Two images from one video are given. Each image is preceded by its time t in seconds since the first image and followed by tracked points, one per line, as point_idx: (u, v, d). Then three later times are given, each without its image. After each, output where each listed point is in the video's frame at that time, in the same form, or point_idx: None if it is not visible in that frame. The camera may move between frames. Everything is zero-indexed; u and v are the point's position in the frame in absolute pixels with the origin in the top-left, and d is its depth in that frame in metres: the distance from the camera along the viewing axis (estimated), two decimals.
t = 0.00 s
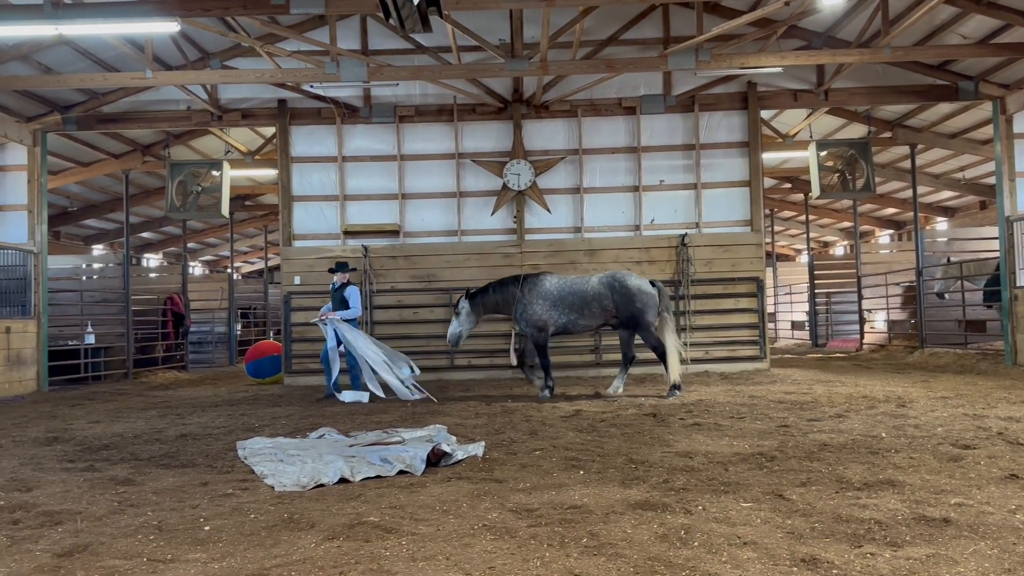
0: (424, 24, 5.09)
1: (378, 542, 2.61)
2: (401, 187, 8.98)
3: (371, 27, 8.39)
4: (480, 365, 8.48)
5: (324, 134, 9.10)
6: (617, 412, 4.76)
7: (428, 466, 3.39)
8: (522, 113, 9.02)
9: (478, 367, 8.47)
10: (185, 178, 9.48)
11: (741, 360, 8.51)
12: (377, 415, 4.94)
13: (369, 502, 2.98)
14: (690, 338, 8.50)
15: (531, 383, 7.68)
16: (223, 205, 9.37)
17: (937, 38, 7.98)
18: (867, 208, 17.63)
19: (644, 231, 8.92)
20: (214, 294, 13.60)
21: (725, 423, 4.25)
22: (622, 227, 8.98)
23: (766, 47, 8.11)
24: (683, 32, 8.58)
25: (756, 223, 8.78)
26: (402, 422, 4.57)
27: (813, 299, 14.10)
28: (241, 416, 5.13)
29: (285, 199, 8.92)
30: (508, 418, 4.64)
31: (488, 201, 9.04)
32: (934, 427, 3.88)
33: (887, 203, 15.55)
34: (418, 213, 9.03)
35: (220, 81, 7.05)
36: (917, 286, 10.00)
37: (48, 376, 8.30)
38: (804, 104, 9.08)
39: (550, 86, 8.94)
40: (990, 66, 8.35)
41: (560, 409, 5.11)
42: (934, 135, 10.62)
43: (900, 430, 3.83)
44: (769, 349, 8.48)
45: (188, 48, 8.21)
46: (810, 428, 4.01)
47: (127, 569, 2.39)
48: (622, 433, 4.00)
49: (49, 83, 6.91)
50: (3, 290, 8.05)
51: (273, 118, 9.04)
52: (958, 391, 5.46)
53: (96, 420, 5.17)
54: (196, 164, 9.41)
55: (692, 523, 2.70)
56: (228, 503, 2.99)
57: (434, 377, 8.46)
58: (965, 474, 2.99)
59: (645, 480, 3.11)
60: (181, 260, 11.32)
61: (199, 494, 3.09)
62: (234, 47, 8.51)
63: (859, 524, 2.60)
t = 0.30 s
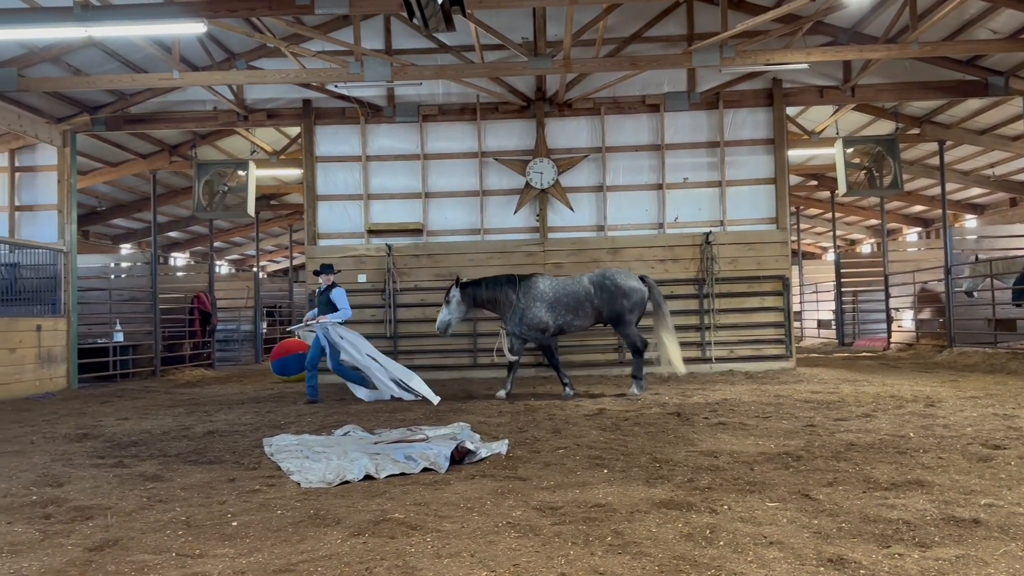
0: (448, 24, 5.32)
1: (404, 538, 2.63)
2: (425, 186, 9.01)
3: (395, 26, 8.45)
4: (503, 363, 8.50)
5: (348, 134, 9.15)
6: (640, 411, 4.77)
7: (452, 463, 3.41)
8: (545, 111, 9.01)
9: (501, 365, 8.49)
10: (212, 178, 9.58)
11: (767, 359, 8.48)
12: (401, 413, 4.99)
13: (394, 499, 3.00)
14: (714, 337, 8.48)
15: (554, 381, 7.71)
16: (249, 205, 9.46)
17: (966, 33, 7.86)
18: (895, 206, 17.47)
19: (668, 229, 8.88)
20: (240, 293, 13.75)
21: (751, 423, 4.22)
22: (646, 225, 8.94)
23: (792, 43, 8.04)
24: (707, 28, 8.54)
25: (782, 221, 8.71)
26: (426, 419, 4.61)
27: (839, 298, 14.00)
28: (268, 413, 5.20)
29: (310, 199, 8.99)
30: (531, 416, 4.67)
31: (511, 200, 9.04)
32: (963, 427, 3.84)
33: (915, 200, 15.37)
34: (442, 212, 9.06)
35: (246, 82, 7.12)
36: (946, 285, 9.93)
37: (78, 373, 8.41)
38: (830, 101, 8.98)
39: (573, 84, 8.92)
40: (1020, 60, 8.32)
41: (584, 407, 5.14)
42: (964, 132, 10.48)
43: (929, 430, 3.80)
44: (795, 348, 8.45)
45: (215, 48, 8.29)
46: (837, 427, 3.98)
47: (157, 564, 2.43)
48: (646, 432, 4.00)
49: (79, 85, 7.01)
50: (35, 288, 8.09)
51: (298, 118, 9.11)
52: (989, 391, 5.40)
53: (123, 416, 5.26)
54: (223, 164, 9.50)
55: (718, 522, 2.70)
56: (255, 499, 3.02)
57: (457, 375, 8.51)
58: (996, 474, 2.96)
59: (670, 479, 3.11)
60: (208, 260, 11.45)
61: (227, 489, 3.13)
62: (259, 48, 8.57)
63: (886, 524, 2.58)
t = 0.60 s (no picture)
0: (471, 23, 5.52)
1: (428, 535, 2.65)
2: (447, 185, 9.04)
3: (419, 26, 8.49)
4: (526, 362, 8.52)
5: (371, 133, 9.20)
6: (663, 410, 4.78)
7: (475, 461, 3.42)
8: (568, 110, 9.00)
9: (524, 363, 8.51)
10: (237, 178, 9.65)
11: (791, 358, 8.43)
12: (423, 411, 5.04)
13: (417, 496, 3.02)
14: (739, 336, 8.44)
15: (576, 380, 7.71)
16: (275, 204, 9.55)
17: (996, 28, 7.74)
18: (923, 203, 17.26)
19: (691, 227, 8.84)
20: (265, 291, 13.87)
21: (775, 423, 4.19)
22: (669, 223, 8.91)
23: (817, 40, 7.98)
24: (731, 25, 8.50)
25: (807, 219, 8.64)
26: (449, 417, 4.65)
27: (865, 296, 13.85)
28: (294, 411, 5.26)
29: (334, 197, 9.06)
30: (553, 414, 4.68)
31: (533, 198, 9.04)
32: (993, 427, 3.80)
33: (944, 198, 15.16)
34: (464, 211, 9.08)
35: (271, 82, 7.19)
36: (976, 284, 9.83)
37: (105, 370, 8.53)
38: (856, 97, 8.88)
39: (596, 82, 8.90)
40: None
41: (606, 406, 5.15)
42: (993, 128, 10.32)
43: (957, 430, 3.75)
44: (821, 347, 8.39)
45: (241, 49, 8.37)
46: (864, 427, 3.95)
47: (184, 559, 2.46)
48: (670, 431, 4.00)
49: (107, 86, 7.14)
50: (64, 287, 8.19)
51: (322, 118, 9.18)
52: (1021, 391, 5.33)
53: (152, 413, 5.35)
54: (249, 163, 9.58)
55: (742, 522, 2.69)
56: (281, 495, 3.05)
57: (480, 374, 8.54)
58: None
59: (694, 478, 3.10)
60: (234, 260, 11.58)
61: (253, 486, 3.16)
62: (284, 48, 8.64)
63: (913, 525, 2.56)
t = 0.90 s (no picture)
0: (494, 23, 5.60)
1: (451, 533, 2.66)
2: (470, 184, 9.07)
3: (441, 26, 8.52)
4: (548, 361, 8.55)
5: (394, 133, 9.24)
6: (686, 410, 4.76)
7: (497, 459, 3.43)
8: (590, 108, 8.98)
9: (546, 362, 8.54)
10: (261, 178, 9.73)
11: (816, 358, 8.37)
12: (446, 410, 5.08)
13: (440, 494, 3.03)
14: (763, 336, 8.40)
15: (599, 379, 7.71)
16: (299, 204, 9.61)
17: None
18: (952, 201, 17.04)
19: (715, 225, 8.79)
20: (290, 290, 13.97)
21: (800, 423, 4.16)
22: (692, 222, 8.86)
23: (842, 36, 7.91)
24: (755, 23, 8.44)
25: (833, 218, 8.56)
26: (470, 416, 4.68)
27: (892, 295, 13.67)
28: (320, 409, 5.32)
29: (357, 197, 9.12)
30: (576, 414, 4.69)
31: (556, 197, 9.04)
32: None
33: (971, 196, 14.95)
34: (486, 210, 9.09)
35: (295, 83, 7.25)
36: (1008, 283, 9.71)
37: (132, 368, 8.64)
38: (883, 94, 8.77)
39: (618, 80, 8.87)
40: None
41: (628, 406, 5.17)
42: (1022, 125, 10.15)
43: (985, 432, 3.71)
44: (846, 347, 8.32)
45: (265, 50, 8.43)
46: (889, 428, 3.92)
47: (211, 555, 2.48)
48: (693, 431, 4.00)
49: (134, 87, 7.22)
50: (92, 286, 8.24)
51: (346, 118, 9.23)
52: None
53: (177, 410, 5.44)
54: (273, 163, 9.66)
55: (767, 522, 2.67)
56: (306, 492, 3.08)
57: (502, 372, 8.57)
58: None
59: (718, 478, 3.09)
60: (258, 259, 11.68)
61: (279, 482, 3.19)
62: (308, 49, 8.68)
63: (941, 526, 2.53)
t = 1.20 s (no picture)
0: (514, 21, 5.67)
1: (473, 531, 2.66)
2: (490, 183, 9.09)
3: (462, 25, 8.53)
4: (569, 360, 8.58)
5: (415, 132, 9.27)
6: (708, 410, 4.76)
7: (518, 458, 3.45)
8: (611, 106, 8.97)
9: (567, 361, 8.57)
10: (284, 177, 9.80)
11: (839, 358, 8.31)
12: (468, 409, 5.13)
13: (462, 492, 3.04)
14: (785, 335, 8.36)
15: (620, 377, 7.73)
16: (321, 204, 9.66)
17: None
18: (978, 199, 16.81)
19: (737, 224, 8.74)
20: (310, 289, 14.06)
21: (824, 423, 4.16)
22: (714, 220, 8.82)
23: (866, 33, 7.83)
24: (778, 20, 8.39)
25: (858, 216, 8.49)
26: (492, 415, 4.72)
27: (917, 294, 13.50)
28: (344, 408, 5.37)
29: (379, 196, 9.17)
30: (598, 413, 4.72)
31: (576, 196, 9.04)
32: None
33: (999, 194, 14.73)
34: (506, 209, 9.11)
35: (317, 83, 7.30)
36: None
37: (157, 366, 8.74)
38: (908, 92, 8.69)
39: (640, 78, 8.85)
40: None
41: (650, 405, 5.18)
42: None
43: (1014, 433, 3.67)
44: (870, 347, 8.27)
45: (288, 51, 8.49)
46: (914, 428, 3.90)
47: (235, 551, 2.49)
48: (716, 431, 4.00)
49: (159, 88, 7.29)
50: (118, 284, 8.24)
51: (367, 117, 9.28)
52: None
53: (201, 408, 5.52)
54: (296, 163, 9.72)
55: (790, 522, 2.65)
56: (329, 489, 3.10)
57: (523, 371, 8.60)
58: None
59: (740, 478, 3.08)
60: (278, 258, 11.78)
61: (303, 479, 3.22)
62: (330, 49, 8.72)
63: (968, 527, 2.50)
